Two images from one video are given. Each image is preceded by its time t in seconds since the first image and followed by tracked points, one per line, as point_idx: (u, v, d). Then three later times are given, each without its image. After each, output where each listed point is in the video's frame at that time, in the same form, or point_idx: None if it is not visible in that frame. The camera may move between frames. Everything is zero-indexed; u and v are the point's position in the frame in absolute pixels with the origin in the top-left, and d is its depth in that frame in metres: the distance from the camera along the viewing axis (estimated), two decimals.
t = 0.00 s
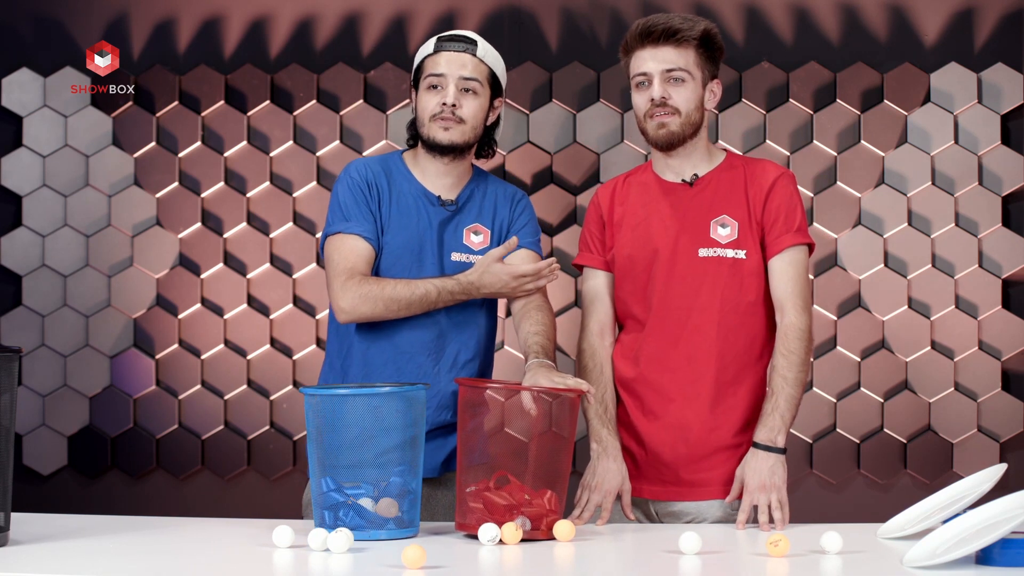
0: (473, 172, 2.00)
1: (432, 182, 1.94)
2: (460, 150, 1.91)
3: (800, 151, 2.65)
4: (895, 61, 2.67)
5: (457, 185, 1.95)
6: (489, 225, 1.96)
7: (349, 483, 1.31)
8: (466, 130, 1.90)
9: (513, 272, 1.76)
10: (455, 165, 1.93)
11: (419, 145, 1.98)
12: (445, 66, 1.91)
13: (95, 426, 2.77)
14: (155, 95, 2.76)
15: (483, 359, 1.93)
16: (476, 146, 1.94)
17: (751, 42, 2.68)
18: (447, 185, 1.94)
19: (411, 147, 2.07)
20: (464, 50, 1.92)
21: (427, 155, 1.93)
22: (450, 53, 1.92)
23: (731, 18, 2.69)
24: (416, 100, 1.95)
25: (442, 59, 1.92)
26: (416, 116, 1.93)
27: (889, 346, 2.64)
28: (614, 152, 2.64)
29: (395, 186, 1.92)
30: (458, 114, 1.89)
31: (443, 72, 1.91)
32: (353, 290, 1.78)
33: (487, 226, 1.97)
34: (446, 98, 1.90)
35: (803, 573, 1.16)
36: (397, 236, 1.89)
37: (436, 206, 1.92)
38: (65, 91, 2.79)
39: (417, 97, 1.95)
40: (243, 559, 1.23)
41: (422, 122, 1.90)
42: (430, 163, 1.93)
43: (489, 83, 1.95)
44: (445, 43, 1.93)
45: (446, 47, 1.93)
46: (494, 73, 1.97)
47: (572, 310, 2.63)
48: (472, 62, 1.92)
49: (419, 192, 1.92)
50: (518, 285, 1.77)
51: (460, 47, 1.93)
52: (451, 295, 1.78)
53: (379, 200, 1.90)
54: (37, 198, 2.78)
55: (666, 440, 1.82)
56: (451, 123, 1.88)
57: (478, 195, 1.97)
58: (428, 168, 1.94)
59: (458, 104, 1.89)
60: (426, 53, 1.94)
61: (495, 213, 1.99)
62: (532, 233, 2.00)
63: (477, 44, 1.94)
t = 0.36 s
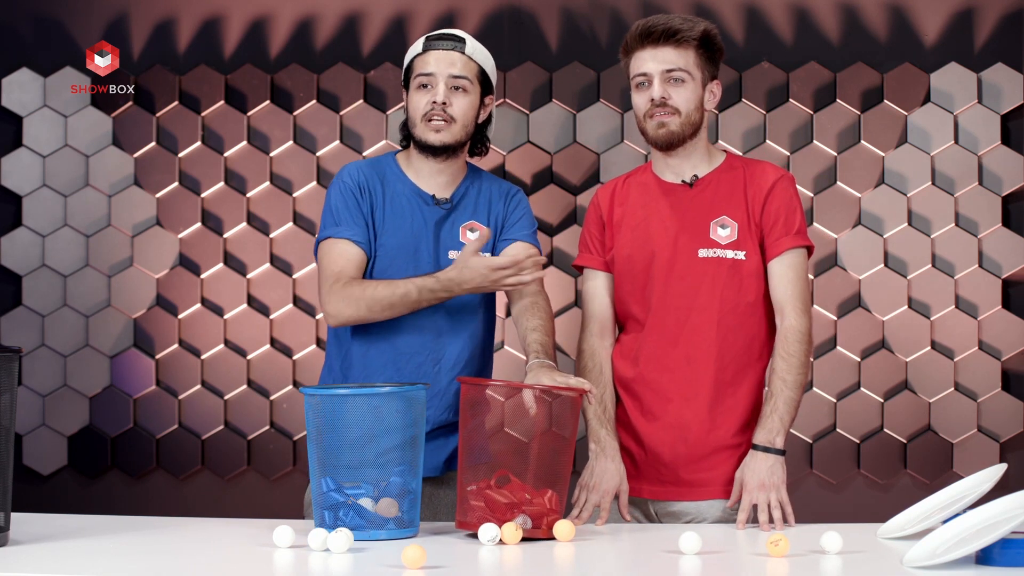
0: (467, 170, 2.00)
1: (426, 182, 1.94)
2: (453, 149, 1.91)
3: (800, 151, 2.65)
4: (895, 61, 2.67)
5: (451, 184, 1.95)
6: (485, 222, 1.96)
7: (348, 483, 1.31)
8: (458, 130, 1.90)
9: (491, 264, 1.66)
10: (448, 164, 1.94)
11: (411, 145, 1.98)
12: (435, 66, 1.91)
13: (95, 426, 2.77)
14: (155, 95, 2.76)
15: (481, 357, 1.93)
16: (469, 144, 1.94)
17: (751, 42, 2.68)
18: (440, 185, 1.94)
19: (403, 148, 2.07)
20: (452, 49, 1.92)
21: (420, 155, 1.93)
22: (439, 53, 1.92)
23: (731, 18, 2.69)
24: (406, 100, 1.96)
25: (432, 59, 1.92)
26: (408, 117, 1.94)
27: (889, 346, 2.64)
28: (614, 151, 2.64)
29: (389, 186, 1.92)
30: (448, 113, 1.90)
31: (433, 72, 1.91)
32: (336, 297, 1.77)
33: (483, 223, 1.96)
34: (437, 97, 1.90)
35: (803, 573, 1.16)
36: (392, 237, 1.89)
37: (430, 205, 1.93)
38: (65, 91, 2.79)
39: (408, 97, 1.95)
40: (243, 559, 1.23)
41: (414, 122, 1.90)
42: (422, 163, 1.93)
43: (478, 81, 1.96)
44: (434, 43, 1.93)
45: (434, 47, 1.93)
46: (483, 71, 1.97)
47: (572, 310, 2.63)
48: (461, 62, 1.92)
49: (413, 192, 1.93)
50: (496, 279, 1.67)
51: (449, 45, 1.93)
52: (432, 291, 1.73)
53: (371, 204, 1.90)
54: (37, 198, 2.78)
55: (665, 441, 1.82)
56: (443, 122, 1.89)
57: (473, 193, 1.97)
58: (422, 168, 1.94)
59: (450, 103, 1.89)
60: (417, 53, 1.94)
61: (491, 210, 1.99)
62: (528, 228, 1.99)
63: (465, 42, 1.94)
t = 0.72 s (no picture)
0: (464, 168, 2.00)
1: (423, 181, 1.94)
2: (453, 148, 1.91)
3: (800, 151, 2.65)
4: (895, 61, 2.67)
5: (447, 184, 1.95)
6: (481, 221, 1.95)
7: (347, 483, 1.31)
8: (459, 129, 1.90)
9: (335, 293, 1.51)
10: (446, 164, 1.94)
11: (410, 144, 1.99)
12: (439, 64, 1.92)
13: (95, 426, 2.77)
14: (155, 95, 2.76)
15: (480, 355, 1.91)
16: (468, 144, 1.94)
17: (751, 42, 2.68)
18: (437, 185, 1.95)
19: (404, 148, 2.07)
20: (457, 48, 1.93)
21: (418, 153, 1.93)
22: (441, 51, 1.93)
23: (731, 18, 2.69)
24: (410, 97, 1.96)
25: (435, 57, 1.93)
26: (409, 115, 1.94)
27: (889, 346, 2.64)
28: (614, 152, 2.64)
29: (383, 187, 1.93)
30: (455, 112, 1.90)
31: (436, 70, 1.92)
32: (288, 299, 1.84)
33: (480, 223, 1.95)
34: (438, 95, 1.90)
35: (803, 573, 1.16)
36: (384, 237, 1.90)
37: (425, 205, 1.93)
38: (65, 91, 2.79)
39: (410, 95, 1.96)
40: (243, 559, 1.23)
41: (415, 119, 1.90)
42: (420, 161, 1.93)
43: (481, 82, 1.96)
44: (439, 41, 1.94)
45: (440, 45, 1.94)
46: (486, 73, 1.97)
47: (572, 310, 2.63)
48: (464, 61, 1.93)
49: (407, 193, 1.93)
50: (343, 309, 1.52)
51: (454, 45, 1.94)
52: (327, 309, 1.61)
53: (353, 205, 1.91)
54: (37, 198, 2.78)
55: (666, 442, 1.82)
56: (444, 121, 1.89)
57: (470, 193, 1.97)
58: (420, 167, 1.94)
59: (451, 101, 1.90)
60: (421, 50, 1.94)
61: (487, 208, 1.97)
62: (526, 227, 1.97)
63: (472, 44, 1.95)
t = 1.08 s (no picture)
0: (460, 168, 2.01)
1: (418, 182, 1.96)
2: (445, 148, 1.92)
3: (800, 151, 2.65)
4: (895, 61, 2.67)
5: (444, 183, 1.96)
6: (477, 222, 1.95)
7: (347, 483, 1.31)
8: (453, 128, 1.91)
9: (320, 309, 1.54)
10: (441, 164, 1.95)
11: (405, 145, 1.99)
12: (434, 64, 1.92)
13: (95, 426, 2.77)
14: (155, 95, 2.76)
15: (477, 354, 1.91)
16: (464, 143, 1.95)
17: (751, 42, 2.68)
18: (433, 185, 1.96)
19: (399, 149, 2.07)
20: (452, 48, 1.94)
21: (414, 154, 1.94)
22: (436, 51, 1.93)
23: (731, 18, 2.69)
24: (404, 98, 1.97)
25: (431, 58, 1.93)
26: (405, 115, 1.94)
27: (889, 346, 2.64)
28: (614, 152, 2.64)
29: (378, 190, 1.94)
30: (444, 112, 1.90)
31: (431, 70, 1.92)
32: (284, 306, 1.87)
33: (476, 224, 1.95)
34: (434, 96, 1.91)
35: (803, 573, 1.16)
36: (379, 238, 1.90)
37: (420, 205, 1.93)
38: (65, 91, 2.79)
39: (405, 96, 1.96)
40: (243, 559, 1.23)
41: (410, 119, 1.91)
42: (417, 163, 1.95)
43: (475, 82, 1.97)
44: (433, 41, 1.95)
45: (435, 45, 1.94)
46: (480, 73, 1.98)
47: (572, 310, 2.63)
48: (458, 61, 1.93)
49: (402, 194, 1.94)
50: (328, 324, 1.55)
51: (449, 45, 1.95)
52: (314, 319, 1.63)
53: (350, 207, 1.93)
54: (37, 198, 2.78)
55: (666, 442, 1.82)
56: (440, 120, 1.90)
57: (465, 194, 1.97)
58: (415, 167, 1.95)
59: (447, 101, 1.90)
60: (415, 51, 1.95)
61: (483, 209, 1.97)
62: (523, 226, 1.96)
63: (466, 43, 1.95)
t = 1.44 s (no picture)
0: (459, 168, 2.01)
1: (416, 182, 1.96)
2: (442, 148, 1.92)
3: (800, 151, 2.65)
4: (895, 61, 2.67)
5: (443, 183, 1.97)
6: (474, 222, 1.95)
7: (347, 482, 1.31)
8: (448, 128, 1.91)
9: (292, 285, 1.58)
10: (438, 164, 1.95)
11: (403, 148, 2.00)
12: (427, 66, 1.93)
13: (95, 426, 2.77)
14: (155, 95, 2.76)
15: (473, 353, 1.91)
16: (460, 143, 1.95)
17: (751, 42, 2.68)
18: (432, 185, 1.96)
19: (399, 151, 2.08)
20: (446, 49, 1.95)
21: (411, 155, 1.95)
22: (430, 53, 1.94)
23: (731, 18, 2.69)
24: (400, 100, 1.98)
25: (424, 60, 1.94)
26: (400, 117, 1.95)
27: (889, 346, 2.64)
28: (614, 152, 2.64)
29: (376, 190, 1.94)
30: (439, 111, 1.91)
31: (423, 71, 1.93)
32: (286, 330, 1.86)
33: (473, 224, 1.95)
34: (427, 96, 1.92)
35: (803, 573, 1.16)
36: (376, 238, 1.91)
37: (416, 205, 1.94)
38: (65, 91, 2.79)
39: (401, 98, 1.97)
40: (243, 559, 1.23)
41: (404, 121, 1.91)
42: (416, 163, 1.95)
43: (470, 82, 1.98)
44: (426, 43, 1.96)
45: (428, 47, 1.95)
46: (476, 74, 1.99)
47: (572, 310, 2.63)
48: (452, 62, 1.94)
49: (400, 194, 1.94)
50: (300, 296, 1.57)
51: (442, 46, 1.95)
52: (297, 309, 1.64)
53: (346, 207, 1.93)
54: (37, 198, 2.78)
55: (668, 442, 1.81)
56: (434, 120, 1.90)
57: (462, 195, 1.97)
58: (413, 168, 1.96)
59: (440, 101, 1.91)
60: (409, 54, 1.96)
61: (479, 209, 1.97)
62: (520, 226, 1.96)
63: (460, 43, 1.96)
